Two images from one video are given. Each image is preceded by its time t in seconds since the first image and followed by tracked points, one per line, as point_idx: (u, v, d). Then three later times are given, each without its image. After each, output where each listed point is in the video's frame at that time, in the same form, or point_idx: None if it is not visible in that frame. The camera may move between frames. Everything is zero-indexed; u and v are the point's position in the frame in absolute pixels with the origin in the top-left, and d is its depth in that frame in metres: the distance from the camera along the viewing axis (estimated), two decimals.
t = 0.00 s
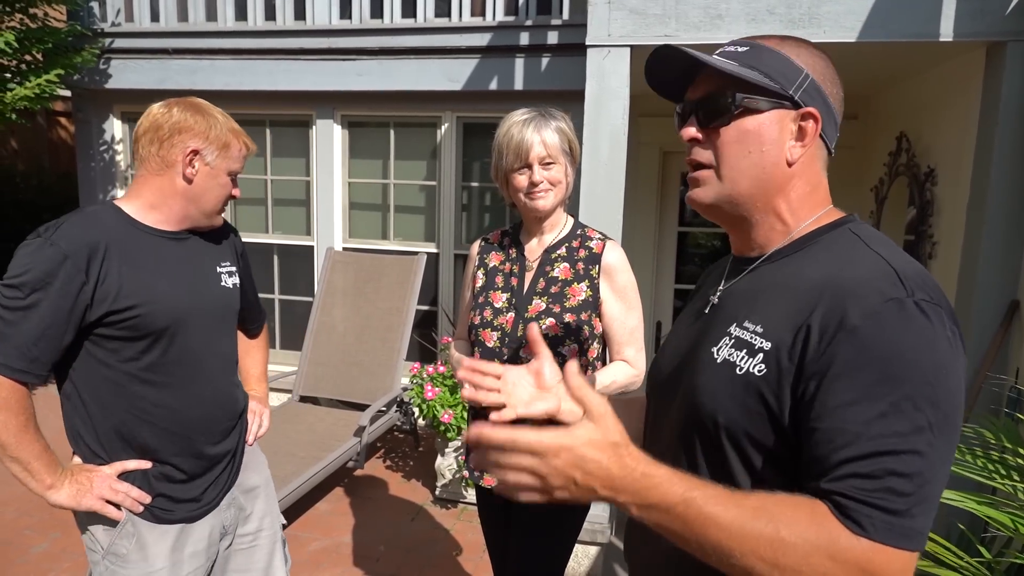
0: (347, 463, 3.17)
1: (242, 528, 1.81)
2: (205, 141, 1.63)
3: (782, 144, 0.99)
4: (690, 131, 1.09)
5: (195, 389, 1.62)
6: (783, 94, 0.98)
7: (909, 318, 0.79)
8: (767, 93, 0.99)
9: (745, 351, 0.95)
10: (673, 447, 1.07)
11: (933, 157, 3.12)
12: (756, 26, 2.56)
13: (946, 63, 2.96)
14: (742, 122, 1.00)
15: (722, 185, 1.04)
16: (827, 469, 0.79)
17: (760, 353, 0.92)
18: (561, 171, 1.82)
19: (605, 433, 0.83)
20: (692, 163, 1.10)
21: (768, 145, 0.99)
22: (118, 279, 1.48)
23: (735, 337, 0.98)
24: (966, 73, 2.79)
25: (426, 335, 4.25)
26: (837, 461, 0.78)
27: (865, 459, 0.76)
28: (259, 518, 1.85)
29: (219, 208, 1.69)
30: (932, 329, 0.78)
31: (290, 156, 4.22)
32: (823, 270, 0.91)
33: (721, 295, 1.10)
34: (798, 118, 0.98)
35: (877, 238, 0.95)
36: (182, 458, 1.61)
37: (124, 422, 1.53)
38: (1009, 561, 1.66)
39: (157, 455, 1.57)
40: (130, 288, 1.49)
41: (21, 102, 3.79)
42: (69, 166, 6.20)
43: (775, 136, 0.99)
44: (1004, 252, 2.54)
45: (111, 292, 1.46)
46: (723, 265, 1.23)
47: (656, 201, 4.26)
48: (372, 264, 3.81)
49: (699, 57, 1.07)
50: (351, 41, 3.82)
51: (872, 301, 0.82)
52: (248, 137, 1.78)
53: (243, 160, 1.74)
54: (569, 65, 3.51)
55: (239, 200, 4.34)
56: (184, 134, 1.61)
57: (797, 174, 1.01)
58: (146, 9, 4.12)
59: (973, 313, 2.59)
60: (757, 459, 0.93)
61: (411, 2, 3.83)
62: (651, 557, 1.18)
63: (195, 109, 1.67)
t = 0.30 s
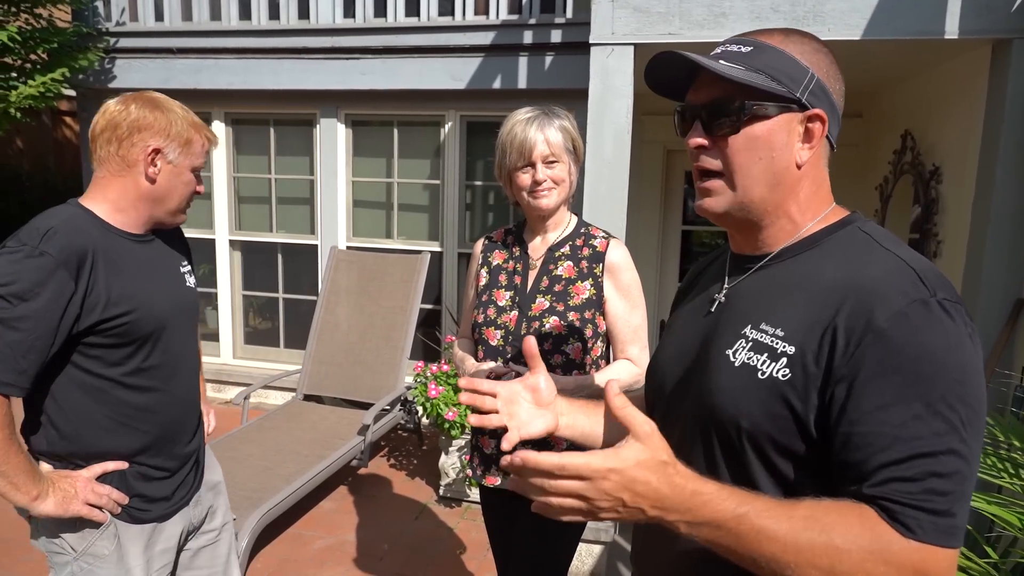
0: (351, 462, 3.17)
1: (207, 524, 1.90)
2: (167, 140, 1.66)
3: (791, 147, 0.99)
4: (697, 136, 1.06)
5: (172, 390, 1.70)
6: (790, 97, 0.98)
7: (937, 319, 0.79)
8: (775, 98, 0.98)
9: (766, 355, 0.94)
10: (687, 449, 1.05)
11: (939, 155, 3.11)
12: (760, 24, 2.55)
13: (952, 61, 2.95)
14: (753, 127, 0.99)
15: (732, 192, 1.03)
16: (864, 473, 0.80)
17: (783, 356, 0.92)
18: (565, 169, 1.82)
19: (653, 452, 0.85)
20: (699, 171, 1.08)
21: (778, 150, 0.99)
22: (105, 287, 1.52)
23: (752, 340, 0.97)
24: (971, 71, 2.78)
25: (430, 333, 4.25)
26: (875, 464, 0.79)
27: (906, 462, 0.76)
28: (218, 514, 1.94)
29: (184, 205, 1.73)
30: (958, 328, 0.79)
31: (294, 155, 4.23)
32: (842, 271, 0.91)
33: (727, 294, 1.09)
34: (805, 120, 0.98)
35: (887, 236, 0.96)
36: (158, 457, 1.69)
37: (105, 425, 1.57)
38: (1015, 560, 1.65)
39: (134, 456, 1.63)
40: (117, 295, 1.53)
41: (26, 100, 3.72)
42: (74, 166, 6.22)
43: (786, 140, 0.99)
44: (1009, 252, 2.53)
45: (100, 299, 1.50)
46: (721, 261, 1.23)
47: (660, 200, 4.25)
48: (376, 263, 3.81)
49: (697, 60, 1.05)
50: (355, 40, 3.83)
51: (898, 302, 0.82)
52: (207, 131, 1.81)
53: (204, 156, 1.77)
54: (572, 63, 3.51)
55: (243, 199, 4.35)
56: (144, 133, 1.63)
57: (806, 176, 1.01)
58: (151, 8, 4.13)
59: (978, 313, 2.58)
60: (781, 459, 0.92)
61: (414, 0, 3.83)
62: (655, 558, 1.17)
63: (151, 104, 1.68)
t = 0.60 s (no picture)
0: (355, 461, 3.18)
1: (193, 521, 1.92)
2: (127, 146, 1.60)
3: (810, 153, 0.98)
4: (712, 150, 1.04)
5: (162, 391, 1.71)
6: (806, 104, 0.96)
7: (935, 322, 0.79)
8: (793, 105, 0.96)
9: (771, 356, 0.93)
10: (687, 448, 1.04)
11: (944, 154, 3.11)
12: (765, 23, 2.55)
13: (956, 60, 2.94)
14: (771, 135, 0.98)
15: (750, 202, 1.01)
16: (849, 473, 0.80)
17: (787, 358, 0.91)
18: (569, 169, 1.82)
19: None
20: (712, 180, 1.06)
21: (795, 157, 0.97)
22: (100, 292, 1.52)
23: (758, 342, 0.96)
24: (977, 70, 2.77)
25: (434, 334, 4.26)
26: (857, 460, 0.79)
27: (885, 458, 0.77)
28: (202, 511, 1.96)
29: (155, 212, 1.66)
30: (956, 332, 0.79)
31: (298, 155, 4.23)
32: (850, 274, 0.91)
33: (735, 296, 1.08)
34: (822, 125, 0.97)
35: (894, 240, 0.96)
36: (150, 456, 1.70)
37: (99, 427, 1.59)
38: None
39: (126, 456, 1.65)
40: (111, 299, 1.54)
41: (33, 100, 3.71)
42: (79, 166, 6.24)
43: (804, 146, 0.97)
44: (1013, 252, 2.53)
45: (95, 304, 1.51)
46: (730, 260, 1.22)
47: (664, 200, 4.25)
48: (380, 263, 3.82)
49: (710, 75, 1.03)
50: (359, 40, 3.84)
51: (900, 304, 0.81)
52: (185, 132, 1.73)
53: (181, 159, 1.69)
54: (577, 63, 3.51)
55: (247, 199, 4.35)
56: (103, 139, 1.59)
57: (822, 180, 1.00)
58: (156, 9, 4.15)
59: (983, 314, 2.57)
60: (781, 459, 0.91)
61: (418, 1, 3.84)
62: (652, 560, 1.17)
63: (121, 108, 1.64)
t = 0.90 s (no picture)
0: (359, 462, 3.18)
1: (193, 521, 1.92)
2: (99, 148, 1.58)
3: (754, 142, 0.98)
4: (673, 138, 1.11)
5: (156, 391, 1.71)
6: (747, 92, 0.98)
7: (937, 331, 0.79)
8: (730, 94, 0.99)
9: (756, 371, 0.94)
10: (683, 457, 1.06)
11: (949, 155, 3.10)
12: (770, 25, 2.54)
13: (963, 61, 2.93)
14: (710, 121, 1.02)
15: (700, 191, 1.06)
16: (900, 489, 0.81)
17: (772, 374, 0.91)
18: (575, 172, 1.82)
19: None
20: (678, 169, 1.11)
21: (733, 145, 1.00)
22: (93, 291, 1.53)
23: (741, 354, 0.97)
24: (983, 71, 2.76)
25: (438, 334, 4.26)
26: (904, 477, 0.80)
27: (941, 478, 0.78)
28: (202, 511, 1.96)
29: (134, 214, 1.64)
30: (962, 335, 0.78)
31: (303, 156, 4.24)
32: (832, 282, 0.90)
33: (721, 299, 1.08)
34: (769, 115, 0.97)
35: (876, 237, 0.94)
36: (146, 456, 1.70)
37: (94, 427, 1.59)
38: None
39: (122, 456, 1.65)
40: (104, 299, 1.54)
41: (39, 103, 3.71)
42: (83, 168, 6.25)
43: (746, 136, 0.99)
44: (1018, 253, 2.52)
45: (89, 303, 1.51)
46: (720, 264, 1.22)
47: (668, 201, 4.25)
48: (384, 264, 3.82)
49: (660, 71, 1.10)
50: (364, 42, 3.84)
51: (895, 319, 0.81)
52: (163, 133, 1.68)
53: (157, 160, 1.65)
54: (581, 65, 3.51)
55: (252, 200, 4.36)
56: (77, 141, 1.58)
57: (774, 172, 0.98)
58: (161, 11, 4.16)
59: (989, 316, 2.57)
60: (789, 479, 0.91)
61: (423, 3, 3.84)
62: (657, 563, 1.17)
63: (97, 108, 1.62)
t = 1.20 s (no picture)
0: (363, 461, 3.18)
1: (197, 520, 1.92)
2: (76, 146, 1.58)
3: (778, 142, 0.99)
4: (699, 139, 1.12)
5: (158, 388, 1.71)
6: (772, 92, 0.98)
7: (926, 345, 0.77)
8: (758, 94, 0.99)
9: (762, 372, 0.93)
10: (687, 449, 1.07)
11: (953, 155, 3.09)
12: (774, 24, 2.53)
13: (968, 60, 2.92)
14: (735, 123, 1.03)
15: (724, 191, 1.06)
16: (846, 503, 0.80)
17: (776, 375, 0.91)
18: (579, 171, 1.82)
19: None
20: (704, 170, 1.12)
21: (757, 145, 1.00)
22: (89, 287, 1.53)
23: (752, 354, 0.96)
24: (988, 70, 2.75)
25: (441, 333, 4.27)
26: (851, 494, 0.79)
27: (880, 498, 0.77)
28: (207, 510, 1.97)
29: (124, 209, 1.63)
30: (951, 355, 0.76)
31: (306, 155, 4.24)
32: (841, 284, 0.89)
33: (743, 299, 1.08)
34: (794, 114, 0.97)
35: (901, 243, 0.92)
36: (148, 454, 1.71)
37: (94, 423, 1.60)
38: None
39: (122, 453, 1.65)
40: (101, 295, 1.55)
41: (43, 102, 3.72)
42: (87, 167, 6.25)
43: (771, 135, 0.99)
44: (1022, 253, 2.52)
45: (85, 300, 1.52)
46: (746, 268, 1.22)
47: (672, 200, 4.25)
48: (387, 263, 3.82)
49: (682, 74, 1.12)
50: (367, 41, 3.84)
51: (888, 325, 0.80)
52: (141, 124, 1.65)
53: (136, 152, 1.62)
54: (584, 64, 3.50)
55: (255, 199, 4.37)
56: (57, 142, 1.59)
57: (800, 172, 0.98)
58: (165, 10, 4.16)
59: (993, 316, 2.57)
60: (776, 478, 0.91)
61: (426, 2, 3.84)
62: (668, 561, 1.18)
63: (72, 105, 1.61)
